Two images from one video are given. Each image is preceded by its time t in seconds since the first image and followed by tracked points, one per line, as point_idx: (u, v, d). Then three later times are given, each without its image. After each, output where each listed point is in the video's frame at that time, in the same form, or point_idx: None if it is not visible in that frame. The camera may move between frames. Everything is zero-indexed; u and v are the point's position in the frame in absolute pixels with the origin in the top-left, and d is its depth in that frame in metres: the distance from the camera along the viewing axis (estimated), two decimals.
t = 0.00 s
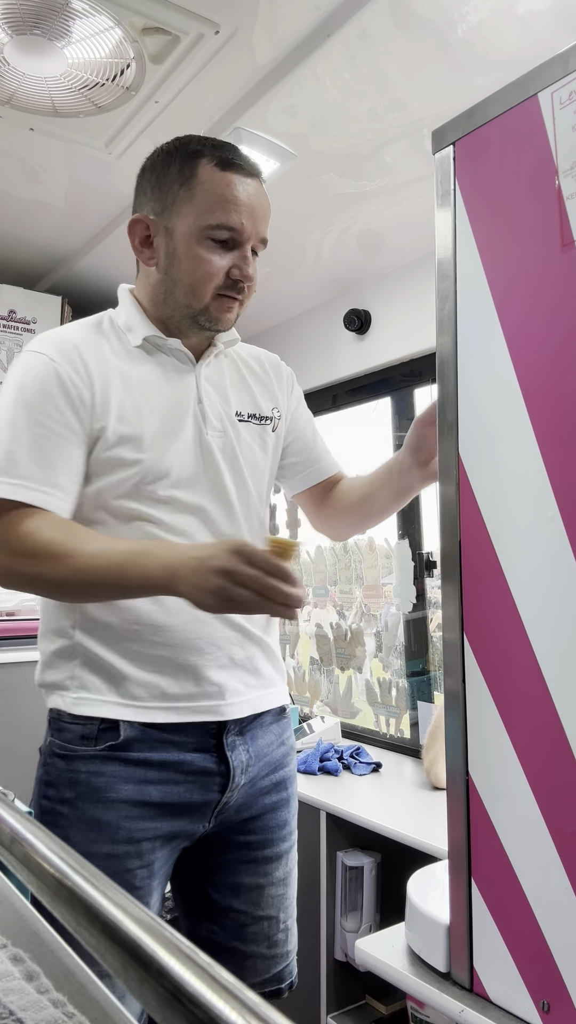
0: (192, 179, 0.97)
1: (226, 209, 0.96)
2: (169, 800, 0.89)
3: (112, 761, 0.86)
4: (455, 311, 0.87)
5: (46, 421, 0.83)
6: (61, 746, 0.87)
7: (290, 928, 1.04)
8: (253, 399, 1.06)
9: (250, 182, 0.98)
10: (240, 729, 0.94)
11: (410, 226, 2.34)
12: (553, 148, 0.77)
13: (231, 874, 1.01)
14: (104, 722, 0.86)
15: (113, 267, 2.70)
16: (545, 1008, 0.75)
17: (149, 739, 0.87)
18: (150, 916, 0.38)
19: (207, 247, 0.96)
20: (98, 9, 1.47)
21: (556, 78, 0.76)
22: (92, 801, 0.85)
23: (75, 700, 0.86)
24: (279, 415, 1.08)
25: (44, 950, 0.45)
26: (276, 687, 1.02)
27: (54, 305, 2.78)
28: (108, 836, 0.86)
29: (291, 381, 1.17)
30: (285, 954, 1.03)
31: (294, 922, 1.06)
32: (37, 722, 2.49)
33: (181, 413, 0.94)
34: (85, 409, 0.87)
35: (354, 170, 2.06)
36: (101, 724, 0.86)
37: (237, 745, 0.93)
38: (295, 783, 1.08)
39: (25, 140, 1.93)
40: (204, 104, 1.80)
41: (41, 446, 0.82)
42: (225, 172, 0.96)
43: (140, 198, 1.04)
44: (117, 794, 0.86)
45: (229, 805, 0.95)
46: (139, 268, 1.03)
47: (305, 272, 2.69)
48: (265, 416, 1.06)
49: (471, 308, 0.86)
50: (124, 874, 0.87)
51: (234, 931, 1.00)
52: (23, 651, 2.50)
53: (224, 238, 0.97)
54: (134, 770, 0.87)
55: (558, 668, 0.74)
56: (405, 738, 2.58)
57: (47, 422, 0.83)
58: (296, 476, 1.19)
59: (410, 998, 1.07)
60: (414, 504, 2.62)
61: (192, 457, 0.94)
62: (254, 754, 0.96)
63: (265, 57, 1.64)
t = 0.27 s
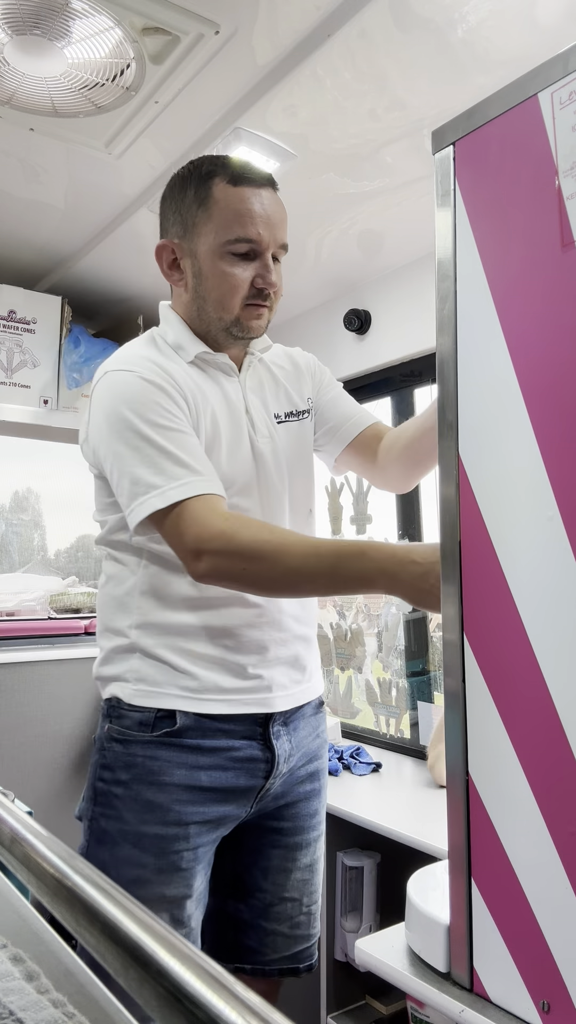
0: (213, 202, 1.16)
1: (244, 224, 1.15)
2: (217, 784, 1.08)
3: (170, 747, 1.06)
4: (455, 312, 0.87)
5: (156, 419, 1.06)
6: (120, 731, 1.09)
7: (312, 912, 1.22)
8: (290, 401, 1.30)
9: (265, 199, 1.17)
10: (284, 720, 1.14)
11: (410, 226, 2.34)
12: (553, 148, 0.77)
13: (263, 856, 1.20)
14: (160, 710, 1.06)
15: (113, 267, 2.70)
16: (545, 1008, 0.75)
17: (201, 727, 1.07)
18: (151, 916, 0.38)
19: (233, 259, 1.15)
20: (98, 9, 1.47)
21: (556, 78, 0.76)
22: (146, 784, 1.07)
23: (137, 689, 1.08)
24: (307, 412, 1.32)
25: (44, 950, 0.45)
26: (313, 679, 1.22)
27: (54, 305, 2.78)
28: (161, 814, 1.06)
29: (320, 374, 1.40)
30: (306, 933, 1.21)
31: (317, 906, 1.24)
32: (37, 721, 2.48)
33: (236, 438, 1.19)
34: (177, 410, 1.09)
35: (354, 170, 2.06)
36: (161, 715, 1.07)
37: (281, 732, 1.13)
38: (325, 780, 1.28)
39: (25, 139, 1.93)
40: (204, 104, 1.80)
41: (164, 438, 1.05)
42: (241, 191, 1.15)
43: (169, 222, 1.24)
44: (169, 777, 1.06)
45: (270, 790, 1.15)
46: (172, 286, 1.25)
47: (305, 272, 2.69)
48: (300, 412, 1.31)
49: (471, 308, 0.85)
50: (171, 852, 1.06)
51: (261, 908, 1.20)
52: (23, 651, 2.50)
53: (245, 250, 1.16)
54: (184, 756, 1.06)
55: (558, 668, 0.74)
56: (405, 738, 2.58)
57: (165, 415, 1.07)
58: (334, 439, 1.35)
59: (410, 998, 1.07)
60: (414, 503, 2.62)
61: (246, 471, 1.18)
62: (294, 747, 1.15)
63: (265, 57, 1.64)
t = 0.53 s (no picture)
0: (218, 218, 1.16)
1: (249, 238, 1.14)
2: (244, 775, 1.08)
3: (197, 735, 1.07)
4: (455, 311, 0.88)
5: (178, 426, 1.08)
6: (150, 721, 1.12)
7: (329, 912, 1.21)
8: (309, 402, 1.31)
9: (271, 210, 1.16)
10: (309, 717, 1.14)
11: (410, 226, 2.34)
12: (553, 148, 0.77)
13: (282, 851, 1.20)
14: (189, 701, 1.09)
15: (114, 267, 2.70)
16: (545, 1008, 0.75)
17: (229, 719, 1.07)
18: (151, 916, 0.38)
19: (241, 275, 1.16)
20: (98, 9, 1.47)
21: (556, 78, 0.76)
22: (174, 771, 1.08)
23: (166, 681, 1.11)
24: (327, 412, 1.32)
25: (44, 950, 0.45)
26: (339, 677, 1.21)
27: (54, 305, 2.78)
28: (188, 803, 1.06)
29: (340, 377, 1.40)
30: (323, 932, 1.20)
31: (334, 906, 1.23)
32: (37, 721, 2.48)
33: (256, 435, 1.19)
34: (198, 417, 1.10)
35: (354, 170, 2.06)
36: (190, 704, 1.08)
37: (306, 729, 1.13)
38: (347, 780, 1.28)
39: (25, 139, 1.93)
40: (205, 104, 1.80)
41: (187, 444, 1.07)
42: (245, 205, 1.15)
43: (179, 237, 1.25)
44: (196, 766, 1.07)
45: (293, 786, 1.14)
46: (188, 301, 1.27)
47: (305, 272, 2.69)
48: (320, 414, 1.31)
49: (471, 308, 0.85)
50: (198, 840, 1.06)
51: (277, 903, 1.20)
52: (23, 651, 2.50)
53: (252, 265, 1.16)
54: (211, 747, 1.07)
55: (558, 668, 0.74)
56: (405, 738, 2.58)
57: (187, 420, 1.08)
58: (350, 446, 1.34)
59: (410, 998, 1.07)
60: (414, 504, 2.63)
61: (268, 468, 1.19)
62: (318, 743, 1.15)
63: (265, 57, 1.64)
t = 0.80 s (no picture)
0: (224, 228, 1.16)
1: (254, 247, 1.14)
2: (254, 774, 1.08)
3: (208, 733, 1.08)
4: (456, 311, 0.87)
5: (184, 430, 1.08)
6: (162, 720, 1.12)
7: (338, 915, 1.21)
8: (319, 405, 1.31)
9: (276, 219, 1.16)
10: (322, 718, 1.14)
11: (410, 226, 2.34)
12: (553, 148, 0.77)
13: (292, 852, 1.21)
14: (201, 701, 1.09)
15: (114, 267, 2.70)
16: (545, 1008, 0.75)
17: (240, 719, 1.07)
18: (151, 916, 0.38)
19: (246, 284, 1.15)
20: (98, 9, 1.47)
21: (557, 78, 0.76)
22: (186, 769, 1.08)
23: (179, 679, 1.11)
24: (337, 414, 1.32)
25: (44, 950, 0.45)
26: (352, 679, 1.21)
27: (54, 305, 2.78)
28: (198, 801, 1.07)
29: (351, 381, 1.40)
30: (332, 935, 1.20)
31: (343, 909, 1.23)
32: (37, 721, 2.49)
33: (265, 436, 1.20)
34: (204, 421, 1.10)
35: (355, 170, 2.06)
36: (201, 702, 1.09)
37: (318, 729, 1.13)
38: (360, 782, 1.27)
39: (26, 140, 1.93)
40: (205, 104, 1.80)
41: (192, 448, 1.07)
42: (250, 215, 1.14)
43: (187, 245, 1.26)
44: (208, 764, 1.07)
45: (305, 787, 1.14)
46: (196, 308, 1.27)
47: (306, 272, 2.69)
48: (330, 416, 1.31)
49: (471, 309, 0.85)
50: (208, 838, 1.06)
51: (287, 904, 1.20)
52: (23, 651, 2.50)
53: (257, 274, 1.15)
54: (223, 746, 1.07)
55: (558, 668, 0.74)
56: (405, 738, 2.58)
57: (193, 425, 1.09)
58: (360, 452, 1.34)
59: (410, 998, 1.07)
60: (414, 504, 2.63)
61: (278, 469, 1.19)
62: (331, 744, 1.15)
63: (265, 57, 1.64)
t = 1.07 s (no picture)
0: (228, 228, 1.16)
1: (258, 248, 1.14)
2: (260, 775, 1.08)
3: (215, 733, 1.07)
4: (455, 311, 0.87)
5: (187, 433, 1.08)
6: (168, 720, 1.12)
7: (344, 919, 1.21)
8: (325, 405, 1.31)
9: (281, 220, 1.16)
10: (328, 719, 1.14)
11: (410, 226, 2.34)
12: (553, 147, 0.77)
13: (298, 855, 1.20)
14: (206, 701, 1.09)
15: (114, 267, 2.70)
16: (545, 1008, 0.75)
17: (245, 719, 1.07)
18: (152, 916, 0.38)
19: (250, 285, 1.16)
20: (98, 9, 1.47)
21: (556, 78, 0.76)
22: (191, 769, 1.08)
23: (185, 679, 1.11)
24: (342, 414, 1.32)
25: (44, 949, 0.45)
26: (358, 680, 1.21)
27: (54, 305, 2.78)
28: (204, 801, 1.06)
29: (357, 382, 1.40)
30: (337, 939, 1.20)
31: (349, 912, 1.23)
32: (37, 721, 2.49)
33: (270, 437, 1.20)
34: (207, 422, 1.10)
35: (355, 170, 2.06)
36: (207, 702, 1.09)
37: (325, 730, 1.13)
38: (366, 785, 1.27)
39: (26, 140, 1.93)
40: (205, 104, 1.80)
41: (194, 452, 1.07)
42: (254, 216, 1.14)
43: (191, 246, 1.26)
44: (213, 765, 1.07)
45: (311, 788, 1.14)
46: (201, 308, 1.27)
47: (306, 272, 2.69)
48: (335, 417, 1.31)
49: (471, 309, 0.85)
50: (213, 839, 1.06)
51: (293, 906, 1.20)
52: (23, 651, 2.50)
53: (261, 275, 1.15)
54: (228, 746, 1.07)
55: (558, 668, 0.74)
56: (405, 738, 2.58)
57: (196, 428, 1.09)
58: (365, 453, 1.34)
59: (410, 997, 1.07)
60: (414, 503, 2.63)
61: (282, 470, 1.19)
62: (337, 746, 1.15)
63: (265, 57, 1.64)
